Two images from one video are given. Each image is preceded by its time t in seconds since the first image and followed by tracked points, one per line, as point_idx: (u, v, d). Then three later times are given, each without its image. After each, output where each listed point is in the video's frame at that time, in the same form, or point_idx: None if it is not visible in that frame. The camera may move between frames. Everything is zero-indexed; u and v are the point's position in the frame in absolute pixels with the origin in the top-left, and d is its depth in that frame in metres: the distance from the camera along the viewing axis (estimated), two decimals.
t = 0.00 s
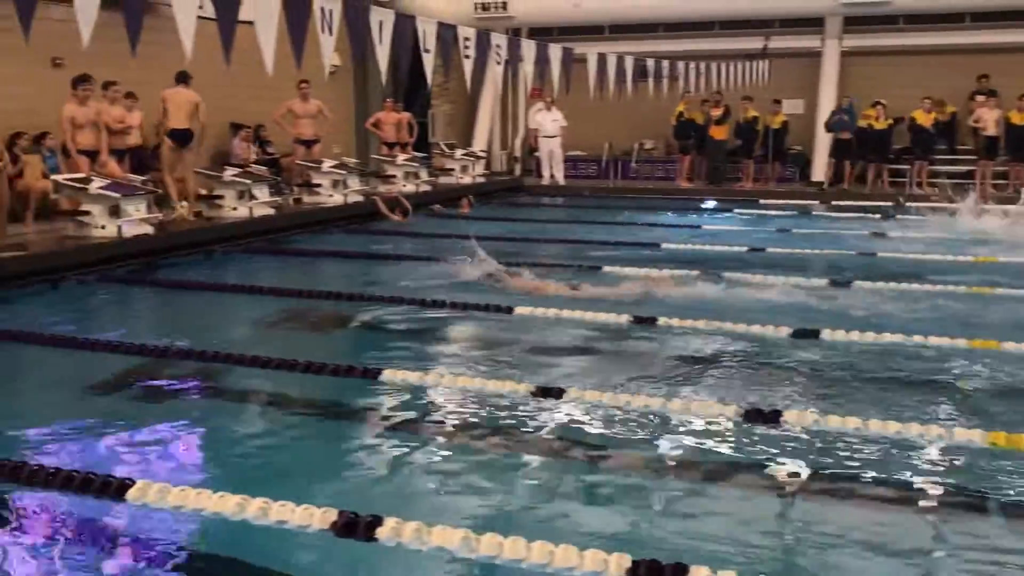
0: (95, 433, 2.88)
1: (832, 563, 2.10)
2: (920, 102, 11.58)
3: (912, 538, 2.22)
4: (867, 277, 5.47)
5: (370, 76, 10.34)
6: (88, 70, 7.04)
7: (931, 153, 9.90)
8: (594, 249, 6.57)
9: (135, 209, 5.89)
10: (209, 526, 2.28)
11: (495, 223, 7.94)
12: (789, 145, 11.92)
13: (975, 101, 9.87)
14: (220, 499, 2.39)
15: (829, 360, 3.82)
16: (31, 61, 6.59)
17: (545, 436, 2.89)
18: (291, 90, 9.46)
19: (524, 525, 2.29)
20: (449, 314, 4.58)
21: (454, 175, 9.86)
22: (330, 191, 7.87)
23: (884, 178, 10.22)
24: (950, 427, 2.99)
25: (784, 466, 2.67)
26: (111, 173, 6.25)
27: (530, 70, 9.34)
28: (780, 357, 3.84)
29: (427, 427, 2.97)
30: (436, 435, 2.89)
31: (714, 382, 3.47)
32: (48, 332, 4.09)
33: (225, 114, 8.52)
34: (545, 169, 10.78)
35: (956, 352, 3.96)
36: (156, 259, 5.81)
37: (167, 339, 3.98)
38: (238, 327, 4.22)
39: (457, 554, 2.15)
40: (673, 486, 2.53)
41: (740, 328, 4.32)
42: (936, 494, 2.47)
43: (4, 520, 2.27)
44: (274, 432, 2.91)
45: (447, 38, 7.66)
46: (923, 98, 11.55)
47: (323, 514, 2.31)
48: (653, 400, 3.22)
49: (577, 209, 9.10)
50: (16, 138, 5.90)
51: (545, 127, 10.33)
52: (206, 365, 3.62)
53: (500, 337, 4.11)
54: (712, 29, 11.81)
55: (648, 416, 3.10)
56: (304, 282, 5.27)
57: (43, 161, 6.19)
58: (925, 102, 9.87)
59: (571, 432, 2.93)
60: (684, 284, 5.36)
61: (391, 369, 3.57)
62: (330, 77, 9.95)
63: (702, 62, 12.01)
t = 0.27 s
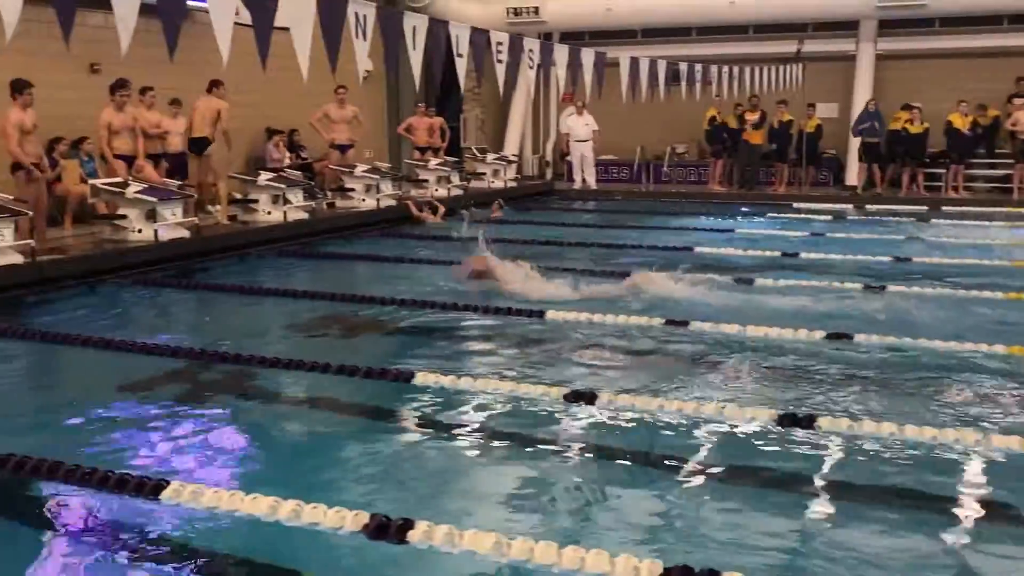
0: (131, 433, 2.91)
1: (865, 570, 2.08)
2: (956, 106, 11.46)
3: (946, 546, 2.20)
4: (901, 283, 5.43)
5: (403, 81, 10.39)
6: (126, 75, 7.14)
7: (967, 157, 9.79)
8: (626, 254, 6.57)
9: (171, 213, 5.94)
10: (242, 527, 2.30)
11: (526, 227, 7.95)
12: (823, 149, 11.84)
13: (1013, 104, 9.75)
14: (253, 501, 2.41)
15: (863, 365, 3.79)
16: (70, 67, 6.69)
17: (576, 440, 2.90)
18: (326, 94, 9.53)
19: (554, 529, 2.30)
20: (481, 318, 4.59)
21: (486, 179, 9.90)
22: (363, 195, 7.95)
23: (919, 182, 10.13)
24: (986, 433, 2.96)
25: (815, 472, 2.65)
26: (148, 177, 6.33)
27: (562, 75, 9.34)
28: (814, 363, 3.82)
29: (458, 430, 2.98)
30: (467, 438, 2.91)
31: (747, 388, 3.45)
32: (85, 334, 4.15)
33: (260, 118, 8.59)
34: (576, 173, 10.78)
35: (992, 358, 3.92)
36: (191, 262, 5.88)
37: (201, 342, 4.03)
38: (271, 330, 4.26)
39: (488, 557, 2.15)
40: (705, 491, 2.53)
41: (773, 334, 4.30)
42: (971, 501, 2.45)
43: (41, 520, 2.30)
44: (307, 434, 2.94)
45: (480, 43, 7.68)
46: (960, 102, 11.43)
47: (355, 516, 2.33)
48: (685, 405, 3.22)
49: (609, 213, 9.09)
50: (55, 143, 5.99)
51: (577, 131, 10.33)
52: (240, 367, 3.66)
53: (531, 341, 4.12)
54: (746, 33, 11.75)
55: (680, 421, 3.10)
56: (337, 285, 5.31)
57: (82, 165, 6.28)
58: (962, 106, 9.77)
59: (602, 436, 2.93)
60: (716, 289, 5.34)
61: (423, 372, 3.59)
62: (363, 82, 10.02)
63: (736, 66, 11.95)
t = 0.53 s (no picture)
0: (171, 435, 2.95)
1: None
2: (995, 109, 11.33)
3: (987, 557, 2.17)
4: (939, 288, 5.37)
5: (438, 87, 10.43)
6: (165, 83, 7.23)
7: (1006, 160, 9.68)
8: (660, 258, 6.55)
9: (209, 218, 6.01)
10: (280, 529, 2.33)
11: (559, 232, 7.96)
12: (859, 153, 11.76)
13: None
14: (292, 502, 2.44)
15: (900, 371, 3.76)
16: (111, 74, 6.79)
17: (610, 444, 2.90)
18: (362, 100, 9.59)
19: (589, 533, 2.30)
20: (515, 323, 4.60)
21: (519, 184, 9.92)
22: (397, 200, 8.01)
23: (957, 186, 10.02)
24: None
25: (852, 478, 2.64)
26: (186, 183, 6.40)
27: (597, 80, 9.34)
28: (851, 368, 3.79)
29: (493, 434, 2.99)
30: (502, 443, 2.92)
31: (783, 393, 3.44)
32: (125, 338, 4.21)
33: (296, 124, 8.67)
34: (609, 178, 10.76)
35: None
36: (228, 267, 5.94)
37: (238, 346, 4.07)
38: (307, 334, 4.30)
39: (524, 561, 2.16)
40: (742, 497, 2.52)
41: (809, 338, 4.28)
42: (1011, 511, 2.42)
43: (83, 520, 2.34)
44: (343, 437, 2.96)
45: (514, 49, 7.70)
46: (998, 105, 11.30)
47: (391, 518, 2.35)
48: (720, 410, 3.21)
49: (642, 217, 9.07)
50: (96, 149, 6.08)
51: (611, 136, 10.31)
52: (276, 371, 3.69)
53: (564, 346, 4.12)
54: (781, 36, 11.68)
55: (715, 426, 3.09)
56: (372, 290, 5.34)
57: (121, 172, 6.36)
58: (1000, 108, 9.65)
59: (637, 441, 2.93)
60: (751, 294, 5.32)
61: (458, 376, 3.60)
62: (398, 88, 10.07)
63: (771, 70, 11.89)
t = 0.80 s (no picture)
0: (214, 439, 2.97)
1: None
2: None
3: None
4: (986, 292, 5.29)
5: (477, 92, 10.45)
6: (208, 89, 7.31)
7: None
8: (700, 262, 6.51)
9: (250, 223, 6.05)
10: (321, 531, 2.34)
11: (598, 236, 7.93)
12: (902, 155, 11.62)
13: None
14: (333, 504, 2.45)
15: (947, 376, 3.70)
16: (155, 81, 6.87)
17: (651, 450, 2.88)
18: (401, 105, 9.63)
19: (630, 538, 2.28)
20: (555, 327, 4.58)
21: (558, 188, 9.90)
22: (436, 205, 8.03)
23: (1003, 188, 9.86)
24: None
25: (899, 484, 2.59)
26: (228, 188, 6.46)
27: (636, 83, 9.30)
28: (897, 374, 3.74)
29: (533, 438, 2.99)
30: (543, 447, 2.90)
31: (827, 399, 3.40)
32: (168, 341, 4.25)
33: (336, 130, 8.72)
34: (649, 182, 10.72)
35: None
36: (268, 272, 5.98)
37: (279, 350, 4.10)
38: (347, 339, 4.31)
39: (565, 565, 2.15)
40: (785, 502, 2.49)
41: (853, 343, 4.22)
42: None
43: (126, 522, 2.36)
44: (384, 441, 2.96)
45: (553, 53, 7.69)
46: None
47: (433, 521, 2.35)
48: (763, 416, 3.17)
49: (681, 221, 9.02)
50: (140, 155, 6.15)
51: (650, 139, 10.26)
52: (317, 375, 3.71)
53: (605, 351, 4.11)
54: (822, 38, 11.58)
55: (758, 431, 3.05)
56: (411, 294, 5.36)
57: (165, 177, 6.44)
58: None
59: (679, 447, 2.91)
60: (794, 298, 5.26)
61: (498, 381, 3.60)
62: (437, 93, 10.11)
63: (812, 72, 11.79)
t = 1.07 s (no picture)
0: (257, 441, 2.99)
1: None
2: None
3: None
4: None
5: (518, 95, 10.45)
6: (252, 95, 7.37)
7: None
8: (745, 266, 6.45)
9: (294, 227, 6.10)
10: (366, 535, 2.34)
11: (640, 239, 7.90)
12: (950, 156, 11.44)
13: None
14: (378, 508, 2.45)
15: (998, 382, 3.63)
16: (200, 87, 6.95)
17: (694, 456, 2.85)
18: (443, 109, 9.66)
19: (675, 547, 2.26)
20: (597, 331, 4.57)
21: (599, 192, 9.88)
22: (477, 208, 8.04)
23: None
24: None
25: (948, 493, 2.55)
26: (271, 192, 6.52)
27: (678, 85, 9.25)
28: (947, 380, 3.67)
29: (576, 444, 2.97)
30: (583, 452, 2.89)
31: (875, 405, 3.34)
32: (215, 344, 4.29)
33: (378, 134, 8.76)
34: (691, 184, 10.65)
35: None
36: (312, 276, 6.02)
37: (323, 353, 4.12)
38: (390, 342, 4.33)
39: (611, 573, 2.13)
40: (833, 511, 2.45)
41: (902, 348, 4.16)
42: None
43: (172, 524, 2.38)
44: (427, 445, 2.97)
45: (595, 56, 7.68)
46: None
47: (476, 525, 2.34)
48: (810, 422, 3.13)
49: (724, 224, 8.95)
50: (185, 160, 6.22)
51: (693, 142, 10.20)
52: (360, 378, 3.72)
53: (648, 355, 4.08)
54: (868, 39, 11.44)
55: (804, 439, 3.01)
56: (453, 298, 5.36)
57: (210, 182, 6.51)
58: None
59: (724, 454, 2.87)
60: (840, 302, 5.19)
61: (540, 385, 3.59)
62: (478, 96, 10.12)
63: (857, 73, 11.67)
